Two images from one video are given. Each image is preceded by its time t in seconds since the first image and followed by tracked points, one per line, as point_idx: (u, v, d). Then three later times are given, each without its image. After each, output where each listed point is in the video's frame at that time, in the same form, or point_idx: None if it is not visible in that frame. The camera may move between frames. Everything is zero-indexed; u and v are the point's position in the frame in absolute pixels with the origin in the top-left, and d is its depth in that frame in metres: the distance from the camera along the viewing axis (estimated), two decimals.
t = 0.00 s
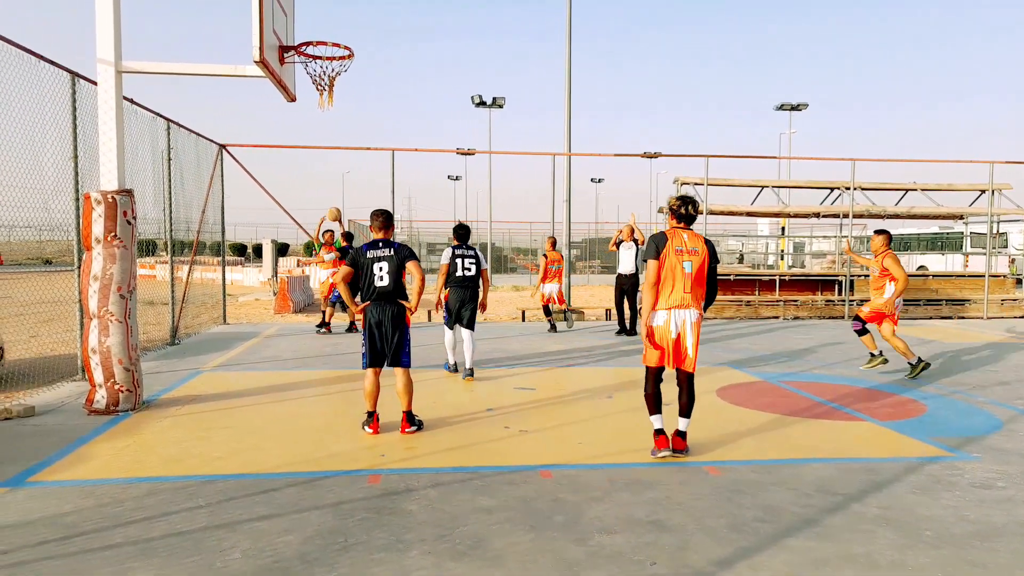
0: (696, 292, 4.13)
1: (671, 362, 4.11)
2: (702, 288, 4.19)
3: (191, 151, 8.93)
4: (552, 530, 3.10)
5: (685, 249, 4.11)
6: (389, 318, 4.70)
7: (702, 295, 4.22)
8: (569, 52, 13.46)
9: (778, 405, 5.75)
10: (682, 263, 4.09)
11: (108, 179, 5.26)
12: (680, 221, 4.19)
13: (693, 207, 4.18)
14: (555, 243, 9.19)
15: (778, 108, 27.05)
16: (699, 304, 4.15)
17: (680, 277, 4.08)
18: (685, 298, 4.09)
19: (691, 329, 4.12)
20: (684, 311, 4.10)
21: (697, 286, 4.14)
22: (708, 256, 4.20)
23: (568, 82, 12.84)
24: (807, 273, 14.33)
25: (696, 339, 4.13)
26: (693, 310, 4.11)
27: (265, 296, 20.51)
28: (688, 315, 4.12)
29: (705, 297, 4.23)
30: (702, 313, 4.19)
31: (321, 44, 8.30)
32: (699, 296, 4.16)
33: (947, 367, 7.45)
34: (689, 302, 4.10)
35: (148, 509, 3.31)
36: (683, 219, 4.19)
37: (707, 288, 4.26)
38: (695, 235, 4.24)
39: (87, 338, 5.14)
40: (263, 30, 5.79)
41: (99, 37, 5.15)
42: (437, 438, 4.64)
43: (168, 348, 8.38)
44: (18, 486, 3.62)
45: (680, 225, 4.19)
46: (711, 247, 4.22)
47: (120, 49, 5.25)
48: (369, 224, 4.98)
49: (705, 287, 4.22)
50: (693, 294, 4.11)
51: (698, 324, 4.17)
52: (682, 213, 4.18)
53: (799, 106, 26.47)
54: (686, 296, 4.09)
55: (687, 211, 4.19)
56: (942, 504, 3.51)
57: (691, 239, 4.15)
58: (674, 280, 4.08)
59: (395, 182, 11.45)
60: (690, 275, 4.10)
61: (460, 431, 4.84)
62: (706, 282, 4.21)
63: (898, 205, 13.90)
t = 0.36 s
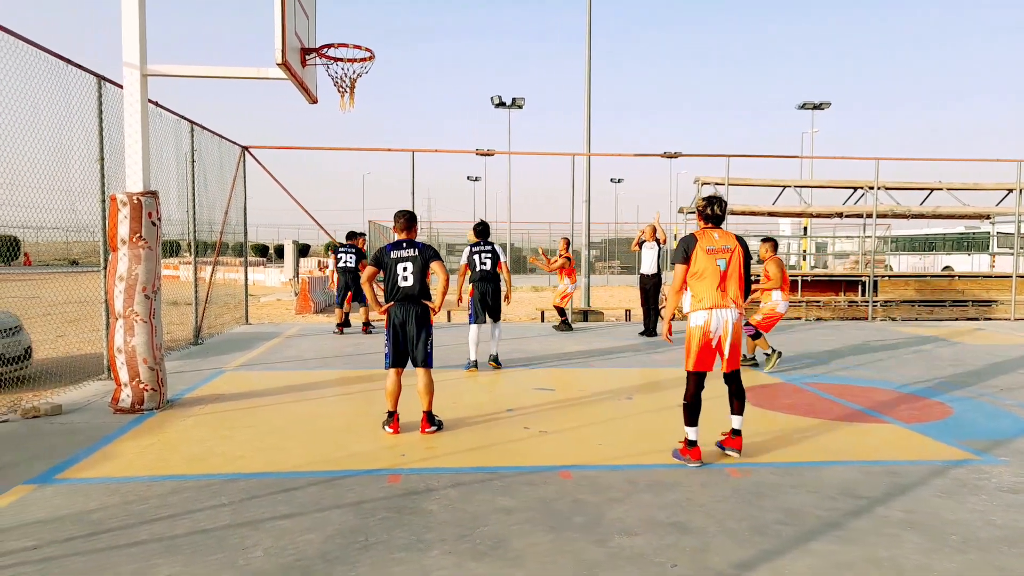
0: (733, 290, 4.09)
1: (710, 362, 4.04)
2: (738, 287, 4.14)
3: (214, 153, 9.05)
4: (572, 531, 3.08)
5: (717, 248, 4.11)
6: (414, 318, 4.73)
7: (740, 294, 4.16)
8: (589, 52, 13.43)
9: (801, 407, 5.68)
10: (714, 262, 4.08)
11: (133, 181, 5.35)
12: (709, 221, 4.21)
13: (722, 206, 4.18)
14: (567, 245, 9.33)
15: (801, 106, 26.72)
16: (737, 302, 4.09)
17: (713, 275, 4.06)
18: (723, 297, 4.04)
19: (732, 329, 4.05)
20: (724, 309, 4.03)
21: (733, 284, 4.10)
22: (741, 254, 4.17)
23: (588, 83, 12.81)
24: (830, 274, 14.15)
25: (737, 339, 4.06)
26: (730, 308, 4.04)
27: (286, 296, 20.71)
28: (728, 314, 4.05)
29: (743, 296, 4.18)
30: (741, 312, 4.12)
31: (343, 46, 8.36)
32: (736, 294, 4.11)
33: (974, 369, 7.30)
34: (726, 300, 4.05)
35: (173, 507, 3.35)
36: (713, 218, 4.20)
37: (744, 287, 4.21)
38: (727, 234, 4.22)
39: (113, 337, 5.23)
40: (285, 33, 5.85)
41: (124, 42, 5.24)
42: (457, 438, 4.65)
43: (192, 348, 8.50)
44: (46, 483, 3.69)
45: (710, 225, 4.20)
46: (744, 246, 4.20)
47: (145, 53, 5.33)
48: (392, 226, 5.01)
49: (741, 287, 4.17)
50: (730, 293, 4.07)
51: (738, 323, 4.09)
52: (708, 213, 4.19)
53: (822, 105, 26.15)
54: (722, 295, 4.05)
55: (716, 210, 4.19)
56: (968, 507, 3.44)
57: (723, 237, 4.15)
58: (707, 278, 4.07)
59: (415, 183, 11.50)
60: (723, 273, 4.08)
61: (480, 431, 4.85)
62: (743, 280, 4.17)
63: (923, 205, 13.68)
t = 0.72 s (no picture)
0: (786, 292, 4.04)
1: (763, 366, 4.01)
2: (793, 290, 4.09)
3: (230, 154, 9.14)
4: (583, 532, 3.08)
5: (768, 251, 4.09)
6: (426, 317, 4.74)
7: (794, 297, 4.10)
8: (603, 52, 13.41)
9: (815, 408, 5.63)
10: (765, 264, 4.05)
11: (150, 182, 5.41)
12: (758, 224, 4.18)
13: (772, 209, 4.14)
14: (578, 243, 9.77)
15: (817, 105, 26.48)
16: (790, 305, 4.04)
17: (765, 277, 4.04)
18: (774, 300, 4.01)
19: (784, 332, 4.00)
20: (775, 313, 4.01)
21: (786, 286, 4.05)
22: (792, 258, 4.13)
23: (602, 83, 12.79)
24: (845, 274, 14.03)
25: (790, 342, 4.01)
26: (783, 311, 4.01)
27: (301, 296, 20.86)
28: (779, 317, 4.01)
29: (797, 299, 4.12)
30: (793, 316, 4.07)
31: (357, 48, 8.42)
32: (790, 297, 4.06)
33: (993, 371, 7.20)
34: (779, 302, 4.01)
35: (188, 504, 3.40)
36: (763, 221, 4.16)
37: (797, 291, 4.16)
38: (778, 238, 4.19)
39: (130, 336, 5.30)
40: (299, 34, 5.89)
41: (142, 44, 5.31)
42: (469, 438, 4.66)
43: (208, 347, 8.59)
44: (64, 480, 3.75)
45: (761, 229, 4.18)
46: (795, 249, 4.16)
47: (161, 55, 5.40)
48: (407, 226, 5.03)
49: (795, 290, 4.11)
50: (783, 296, 4.02)
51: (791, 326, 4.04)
52: (758, 217, 4.16)
53: (838, 104, 25.92)
54: (774, 297, 4.01)
55: (768, 213, 4.16)
56: (985, 510, 3.40)
57: (772, 240, 4.14)
58: (758, 281, 4.04)
59: (429, 183, 11.54)
60: (775, 276, 4.05)
61: (491, 430, 4.86)
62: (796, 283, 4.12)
63: (941, 205, 13.51)
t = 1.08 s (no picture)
0: (805, 292, 4.01)
1: (784, 366, 4.02)
2: (815, 289, 4.03)
3: (235, 154, 9.17)
4: (587, 532, 3.08)
5: (787, 251, 4.09)
6: (430, 318, 4.74)
7: (818, 297, 4.05)
8: (608, 53, 13.41)
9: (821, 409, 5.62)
10: (781, 265, 4.06)
11: (155, 182, 5.43)
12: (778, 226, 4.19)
13: (793, 213, 4.16)
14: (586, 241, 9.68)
15: (822, 105, 26.41)
16: (810, 305, 4.01)
17: (782, 278, 4.04)
18: (790, 300, 4.01)
19: (802, 332, 3.98)
20: (791, 313, 4.00)
21: (805, 286, 4.02)
22: (812, 257, 4.09)
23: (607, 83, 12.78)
24: (851, 274, 13.99)
25: (808, 343, 3.98)
26: (800, 311, 3.99)
27: (306, 296, 20.89)
28: (797, 317, 3.99)
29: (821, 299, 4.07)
30: (814, 316, 4.02)
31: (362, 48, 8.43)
32: (810, 296, 4.01)
33: (1000, 372, 7.17)
34: (797, 302, 4.00)
35: (192, 504, 3.40)
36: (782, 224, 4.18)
37: (824, 291, 4.10)
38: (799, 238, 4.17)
39: (135, 336, 5.32)
40: (304, 34, 5.90)
41: (148, 45, 5.33)
42: (473, 438, 4.66)
43: (212, 347, 8.62)
44: (70, 480, 3.77)
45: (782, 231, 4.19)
46: (817, 249, 4.12)
47: (167, 55, 5.41)
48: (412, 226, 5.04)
49: (818, 289, 4.06)
50: (799, 296, 4.00)
51: (811, 326, 4.00)
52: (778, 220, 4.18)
53: (844, 104, 25.84)
54: (791, 297, 4.01)
55: (789, 216, 4.16)
56: (991, 512, 3.38)
57: (792, 241, 4.12)
58: (775, 282, 4.05)
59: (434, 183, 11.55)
60: (792, 275, 4.03)
61: (496, 430, 4.86)
62: (819, 282, 4.06)
63: (947, 205, 13.46)
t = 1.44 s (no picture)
0: (849, 297, 4.01)
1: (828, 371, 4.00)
2: (857, 295, 4.05)
3: (236, 154, 9.18)
4: (588, 532, 3.08)
5: (829, 257, 4.09)
6: (434, 318, 4.76)
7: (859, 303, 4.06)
8: (609, 54, 13.41)
9: (822, 409, 5.63)
10: (826, 270, 4.05)
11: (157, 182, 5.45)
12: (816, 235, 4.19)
13: (832, 222, 4.15)
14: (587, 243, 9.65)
15: (824, 105, 26.40)
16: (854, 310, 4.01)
17: (828, 283, 4.02)
18: (836, 304, 3.99)
19: (847, 337, 3.97)
20: (837, 317, 3.98)
21: (850, 291, 4.02)
22: (853, 264, 4.11)
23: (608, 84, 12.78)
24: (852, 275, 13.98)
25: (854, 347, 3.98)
26: (847, 315, 3.98)
27: (308, 296, 20.92)
28: (843, 322, 3.98)
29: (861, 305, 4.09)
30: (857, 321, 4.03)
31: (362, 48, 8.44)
32: (853, 302, 4.02)
33: (1001, 372, 7.16)
34: (843, 306, 3.99)
35: (193, 504, 3.41)
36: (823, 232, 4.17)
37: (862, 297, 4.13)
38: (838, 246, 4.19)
39: (137, 336, 5.33)
40: (305, 35, 5.91)
41: (149, 45, 5.34)
42: (474, 438, 4.67)
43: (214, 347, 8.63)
44: (70, 480, 3.77)
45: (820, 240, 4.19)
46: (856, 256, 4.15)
47: (168, 56, 5.42)
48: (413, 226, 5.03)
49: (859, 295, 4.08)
50: (845, 301, 4.00)
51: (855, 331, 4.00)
52: (817, 229, 4.18)
53: (845, 105, 25.82)
54: (837, 302, 3.99)
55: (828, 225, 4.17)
56: (993, 512, 3.38)
57: (833, 248, 4.14)
58: (820, 285, 4.03)
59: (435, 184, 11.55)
60: (837, 280, 4.04)
61: (497, 431, 4.87)
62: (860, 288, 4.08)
63: (949, 205, 13.44)
